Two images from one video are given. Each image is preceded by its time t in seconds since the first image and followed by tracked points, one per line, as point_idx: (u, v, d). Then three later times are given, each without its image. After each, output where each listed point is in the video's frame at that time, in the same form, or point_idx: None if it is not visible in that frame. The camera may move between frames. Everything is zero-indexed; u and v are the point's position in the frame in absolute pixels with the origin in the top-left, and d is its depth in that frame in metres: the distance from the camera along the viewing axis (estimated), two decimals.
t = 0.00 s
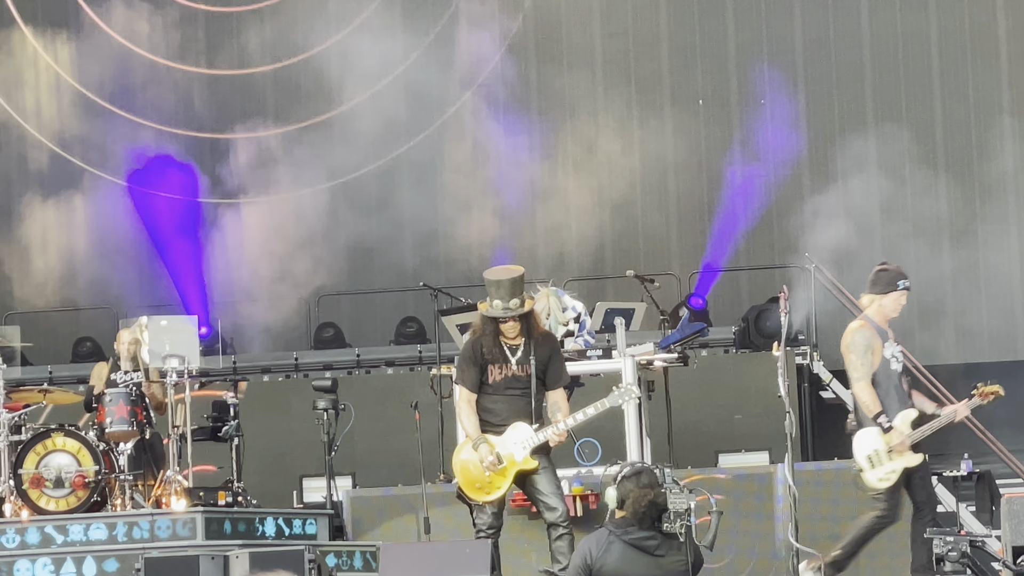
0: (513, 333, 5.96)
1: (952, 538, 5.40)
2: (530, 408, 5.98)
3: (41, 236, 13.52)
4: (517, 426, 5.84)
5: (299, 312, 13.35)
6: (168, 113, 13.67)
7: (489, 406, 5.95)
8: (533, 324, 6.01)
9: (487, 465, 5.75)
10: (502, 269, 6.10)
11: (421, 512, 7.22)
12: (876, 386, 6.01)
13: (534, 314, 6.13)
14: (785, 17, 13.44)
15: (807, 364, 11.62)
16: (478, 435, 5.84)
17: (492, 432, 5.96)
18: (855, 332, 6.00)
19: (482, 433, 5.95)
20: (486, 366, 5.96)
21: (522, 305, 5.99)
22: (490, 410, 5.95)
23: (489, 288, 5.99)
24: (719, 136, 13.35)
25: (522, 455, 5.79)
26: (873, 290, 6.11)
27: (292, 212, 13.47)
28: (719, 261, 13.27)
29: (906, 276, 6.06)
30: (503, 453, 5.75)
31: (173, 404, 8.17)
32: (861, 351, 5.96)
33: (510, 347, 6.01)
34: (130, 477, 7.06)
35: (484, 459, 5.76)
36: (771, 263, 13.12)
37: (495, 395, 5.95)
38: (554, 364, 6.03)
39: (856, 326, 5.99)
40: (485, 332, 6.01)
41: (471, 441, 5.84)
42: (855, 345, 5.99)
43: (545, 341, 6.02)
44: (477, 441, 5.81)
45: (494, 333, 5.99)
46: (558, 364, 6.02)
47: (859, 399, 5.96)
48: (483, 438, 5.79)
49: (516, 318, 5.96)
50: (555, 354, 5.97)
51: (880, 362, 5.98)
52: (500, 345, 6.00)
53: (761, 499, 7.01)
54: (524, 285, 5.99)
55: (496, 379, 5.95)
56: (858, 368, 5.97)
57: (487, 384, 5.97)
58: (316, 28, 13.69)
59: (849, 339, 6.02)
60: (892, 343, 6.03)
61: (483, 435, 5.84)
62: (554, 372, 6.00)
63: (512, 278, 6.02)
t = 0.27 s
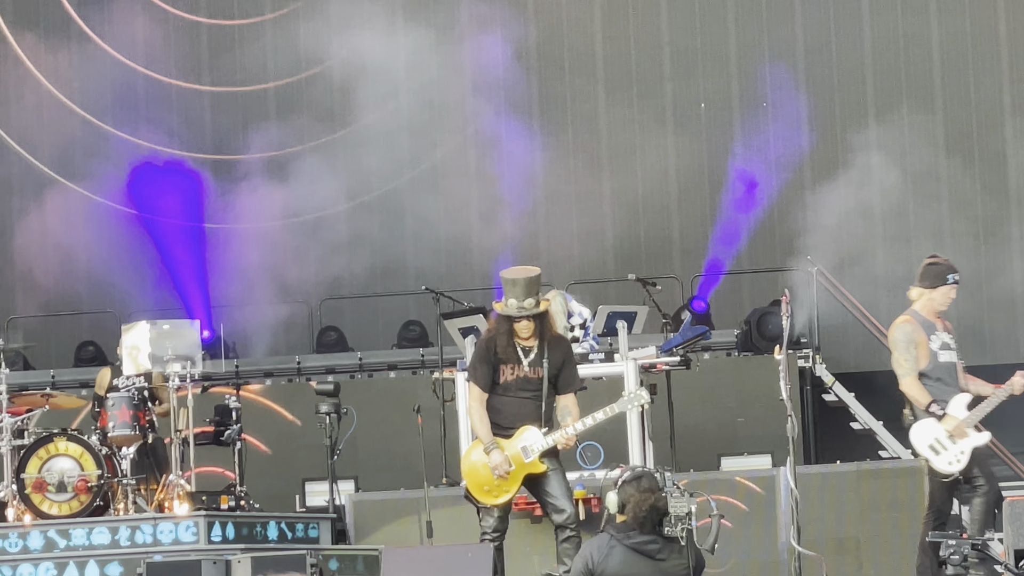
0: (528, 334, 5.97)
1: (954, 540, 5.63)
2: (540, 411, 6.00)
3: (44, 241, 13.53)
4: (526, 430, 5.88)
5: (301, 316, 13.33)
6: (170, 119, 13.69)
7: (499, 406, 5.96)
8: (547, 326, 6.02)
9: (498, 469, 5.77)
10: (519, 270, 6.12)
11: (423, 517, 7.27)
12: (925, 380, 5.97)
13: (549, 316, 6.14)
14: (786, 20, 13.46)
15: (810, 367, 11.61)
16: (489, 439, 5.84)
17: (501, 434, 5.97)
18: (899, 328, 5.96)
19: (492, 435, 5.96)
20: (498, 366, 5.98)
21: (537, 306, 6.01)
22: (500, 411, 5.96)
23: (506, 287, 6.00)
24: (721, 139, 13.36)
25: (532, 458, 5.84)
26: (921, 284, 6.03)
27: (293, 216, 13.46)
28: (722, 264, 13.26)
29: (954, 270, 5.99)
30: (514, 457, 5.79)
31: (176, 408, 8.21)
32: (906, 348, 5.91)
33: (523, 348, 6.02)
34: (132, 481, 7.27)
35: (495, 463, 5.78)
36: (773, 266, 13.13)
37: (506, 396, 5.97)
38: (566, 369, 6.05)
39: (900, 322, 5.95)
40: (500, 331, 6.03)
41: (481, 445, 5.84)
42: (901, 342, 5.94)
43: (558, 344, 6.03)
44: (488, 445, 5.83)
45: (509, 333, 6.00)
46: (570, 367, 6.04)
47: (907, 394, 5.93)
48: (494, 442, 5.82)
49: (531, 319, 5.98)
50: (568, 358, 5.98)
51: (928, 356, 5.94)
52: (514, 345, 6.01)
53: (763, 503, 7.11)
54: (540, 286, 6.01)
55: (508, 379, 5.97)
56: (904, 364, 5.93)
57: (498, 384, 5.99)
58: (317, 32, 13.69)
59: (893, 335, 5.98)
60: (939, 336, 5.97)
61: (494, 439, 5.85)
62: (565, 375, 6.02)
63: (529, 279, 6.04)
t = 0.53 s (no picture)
0: (541, 339, 5.81)
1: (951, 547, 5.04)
2: (549, 417, 5.87)
3: (42, 249, 13.51)
4: (533, 434, 5.73)
5: (300, 324, 13.36)
6: (169, 127, 13.69)
7: (508, 412, 5.82)
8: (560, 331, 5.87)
9: (505, 474, 5.65)
10: (533, 272, 5.94)
11: (421, 524, 7.19)
12: (985, 394, 5.60)
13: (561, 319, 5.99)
14: (785, 25, 13.44)
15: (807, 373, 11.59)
16: (495, 443, 5.72)
17: (508, 440, 5.83)
18: (956, 339, 5.60)
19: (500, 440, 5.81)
20: (510, 370, 5.83)
21: (550, 309, 5.85)
22: (509, 417, 5.82)
23: (518, 290, 5.83)
24: (719, 145, 13.34)
25: (538, 461, 5.69)
26: (976, 295, 5.68)
27: (292, 221, 13.41)
28: (720, 271, 13.23)
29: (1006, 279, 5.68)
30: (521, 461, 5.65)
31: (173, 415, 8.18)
32: (964, 359, 5.54)
33: (535, 352, 5.87)
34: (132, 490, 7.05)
35: (501, 467, 5.65)
36: (772, 271, 13.11)
37: (516, 401, 5.83)
38: (576, 374, 5.91)
39: (957, 333, 5.59)
40: (512, 335, 5.87)
41: (488, 449, 5.72)
42: (958, 354, 5.58)
43: (568, 349, 5.89)
44: (494, 449, 5.70)
45: (521, 337, 5.85)
46: (581, 373, 5.90)
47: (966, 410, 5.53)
48: (500, 446, 5.69)
49: (543, 323, 5.82)
50: (580, 364, 5.83)
51: (986, 368, 5.57)
52: (525, 350, 5.86)
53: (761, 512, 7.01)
54: (554, 290, 5.84)
55: (518, 384, 5.83)
56: (961, 377, 5.55)
57: (508, 388, 5.84)
58: (315, 39, 13.71)
59: (950, 347, 5.61)
60: (995, 349, 5.63)
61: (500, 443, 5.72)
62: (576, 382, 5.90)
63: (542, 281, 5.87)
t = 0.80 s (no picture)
0: (546, 344, 5.93)
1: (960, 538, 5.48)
2: (552, 422, 5.94)
3: (38, 256, 13.50)
4: (535, 438, 5.79)
5: (296, 331, 13.36)
6: (166, 134, 13.66)
7: (511, 416, 5.91)
8: (566, 337, 5.99)
9: (506, 477, 5.71)
10: (541, 280, 6.12)
11: (417, 531, 7.27)
12: None
13: (568, 327, 6.11)
14: (781, 32, 13.44)
15: (804, 380, 11.54)
16: (497, 446, 5.79)
17: (511, 444, 5.91)
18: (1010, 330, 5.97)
19: (503, 445, 5.89)
20: (515, 374, 5.93)
21: (557, 315, 5.99)
22: (512, 421, 5.91)
23: (525, 295, 6.00)
24: (716, 152, 13.35)
25: (539, 465, 5.75)
26: None
27: (288, 228, 13.42)
28: (716, 278, 13.24)
29: None
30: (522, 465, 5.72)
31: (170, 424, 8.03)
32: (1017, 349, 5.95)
33: (541, 358, 5.97)
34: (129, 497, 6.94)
35: (502, 470, 5.72)
36: (768, 278, 13.11)
37: (519, 406, 5.91)
38: (580, 381, 6.01)
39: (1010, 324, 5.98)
40: (518, 340, 5.99)
41: (490, 452, 5.79)
42: (1012, 343, 5.97)
43: (574, 355, 5.99)
44: (496, 452, 5.77)
45: (527, 342, 5.96)
46: (585, 379, 5.99)
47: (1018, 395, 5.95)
48: (502, 450, 5.75)
49: (549, 328, 5.96)
50: (584, 369, 5.93)
51: None
52: (531, 355, 5.97)
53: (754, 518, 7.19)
54: (560, 296, 6.00)
55: (523, 389, 5.92)
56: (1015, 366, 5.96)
57: (512, 392, 5.94)
58: (311, 46, 13.69)
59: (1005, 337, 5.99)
60: None
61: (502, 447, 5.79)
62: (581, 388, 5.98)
63: (549, 288, 6.03)
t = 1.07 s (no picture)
0: (543, 353, 5.69)
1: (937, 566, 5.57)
2: (548, 432, 5.70)
3: (30, 266, 13.50)
4: (532, 448, 5.55)
5: (289, 340, 13.34)
6: (157, 144, 13.65)
7: (507, 426, 5.67)
8: (562, 345, 5.74)
9: (501, 487, 5.47)
10: (536, 286, 5.86)
11: (410, 539, 7.02)
12: None
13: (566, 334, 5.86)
14: (773, 40, 13.45)
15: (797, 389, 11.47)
16: (492, 455, 5.54)
17: (507, 453, 5.67)
18: None
19: (498, 455, 5.64)
20: (511, 384, 5.68)
21: (553, 322, 5.75)
22: (508, 431, 5.67)
23: (521, 302, 5.75)
24: (708, 160, 13.36)
25: (535, 477, 5.51)
26: None
27: (280, 236, 13.43)
28: (709, 286, 13.22)
29: None
30: (518, 476, 5.47)
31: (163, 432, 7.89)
32: None
33: (537, 367, 5.72)
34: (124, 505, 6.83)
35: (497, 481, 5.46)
36: (761, 287, 13.08)
37: (515, 415, 5.68)
38: (577, 390, 5.77)
39: None
40: (515, 347, 5.74)
41: (485, 462, 5.54)
42: None
43: (572, 364, 5.74)
44: (491, 462, 5.52)
45: (523, 350, 5.71)
46: (582, 388, 5.77)
47: None
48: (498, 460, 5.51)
49: (546, 336, 5.70)
50: (581, 378, 5.69)
51: None
52: (527, 364, 5.71)
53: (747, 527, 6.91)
54: (557, 303, 5.75)
55: (518, 399, 5.68)
56: None
57: (508, 402, 5.69)
58: (304, 55, 13.70)
59: None
60: None
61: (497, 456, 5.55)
62: (577, 398, 5.73)
63: (545, 295, 5.79)
